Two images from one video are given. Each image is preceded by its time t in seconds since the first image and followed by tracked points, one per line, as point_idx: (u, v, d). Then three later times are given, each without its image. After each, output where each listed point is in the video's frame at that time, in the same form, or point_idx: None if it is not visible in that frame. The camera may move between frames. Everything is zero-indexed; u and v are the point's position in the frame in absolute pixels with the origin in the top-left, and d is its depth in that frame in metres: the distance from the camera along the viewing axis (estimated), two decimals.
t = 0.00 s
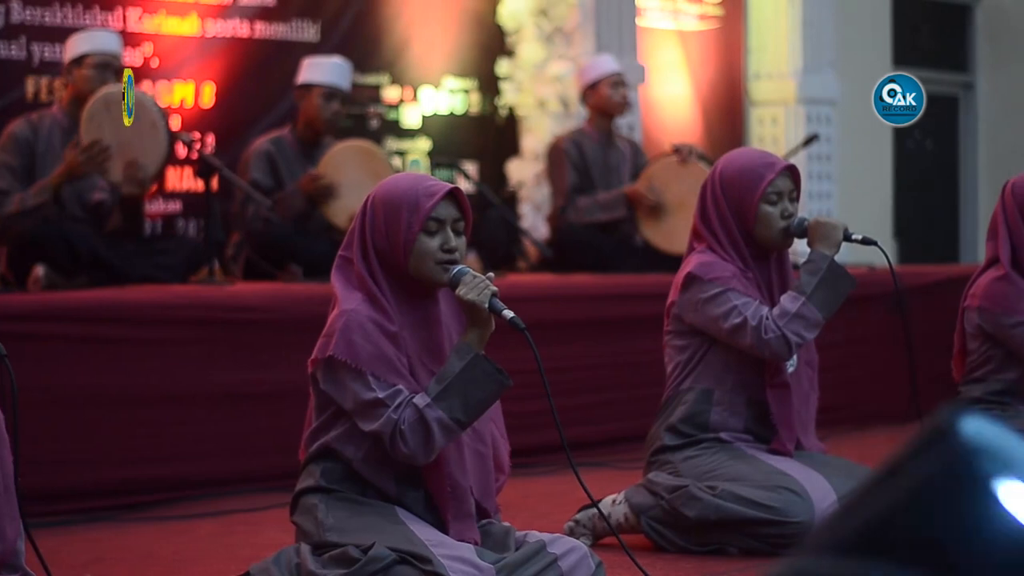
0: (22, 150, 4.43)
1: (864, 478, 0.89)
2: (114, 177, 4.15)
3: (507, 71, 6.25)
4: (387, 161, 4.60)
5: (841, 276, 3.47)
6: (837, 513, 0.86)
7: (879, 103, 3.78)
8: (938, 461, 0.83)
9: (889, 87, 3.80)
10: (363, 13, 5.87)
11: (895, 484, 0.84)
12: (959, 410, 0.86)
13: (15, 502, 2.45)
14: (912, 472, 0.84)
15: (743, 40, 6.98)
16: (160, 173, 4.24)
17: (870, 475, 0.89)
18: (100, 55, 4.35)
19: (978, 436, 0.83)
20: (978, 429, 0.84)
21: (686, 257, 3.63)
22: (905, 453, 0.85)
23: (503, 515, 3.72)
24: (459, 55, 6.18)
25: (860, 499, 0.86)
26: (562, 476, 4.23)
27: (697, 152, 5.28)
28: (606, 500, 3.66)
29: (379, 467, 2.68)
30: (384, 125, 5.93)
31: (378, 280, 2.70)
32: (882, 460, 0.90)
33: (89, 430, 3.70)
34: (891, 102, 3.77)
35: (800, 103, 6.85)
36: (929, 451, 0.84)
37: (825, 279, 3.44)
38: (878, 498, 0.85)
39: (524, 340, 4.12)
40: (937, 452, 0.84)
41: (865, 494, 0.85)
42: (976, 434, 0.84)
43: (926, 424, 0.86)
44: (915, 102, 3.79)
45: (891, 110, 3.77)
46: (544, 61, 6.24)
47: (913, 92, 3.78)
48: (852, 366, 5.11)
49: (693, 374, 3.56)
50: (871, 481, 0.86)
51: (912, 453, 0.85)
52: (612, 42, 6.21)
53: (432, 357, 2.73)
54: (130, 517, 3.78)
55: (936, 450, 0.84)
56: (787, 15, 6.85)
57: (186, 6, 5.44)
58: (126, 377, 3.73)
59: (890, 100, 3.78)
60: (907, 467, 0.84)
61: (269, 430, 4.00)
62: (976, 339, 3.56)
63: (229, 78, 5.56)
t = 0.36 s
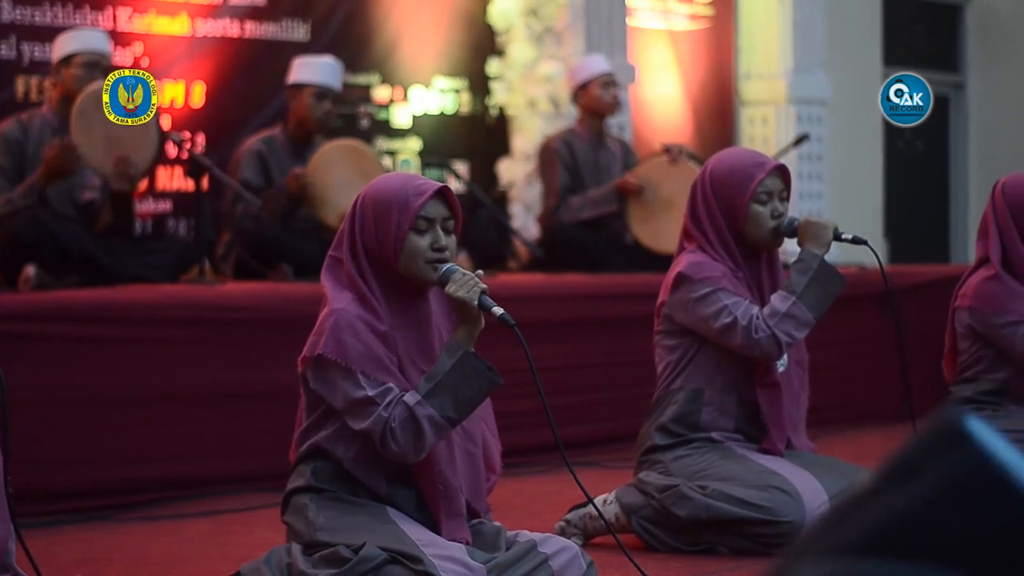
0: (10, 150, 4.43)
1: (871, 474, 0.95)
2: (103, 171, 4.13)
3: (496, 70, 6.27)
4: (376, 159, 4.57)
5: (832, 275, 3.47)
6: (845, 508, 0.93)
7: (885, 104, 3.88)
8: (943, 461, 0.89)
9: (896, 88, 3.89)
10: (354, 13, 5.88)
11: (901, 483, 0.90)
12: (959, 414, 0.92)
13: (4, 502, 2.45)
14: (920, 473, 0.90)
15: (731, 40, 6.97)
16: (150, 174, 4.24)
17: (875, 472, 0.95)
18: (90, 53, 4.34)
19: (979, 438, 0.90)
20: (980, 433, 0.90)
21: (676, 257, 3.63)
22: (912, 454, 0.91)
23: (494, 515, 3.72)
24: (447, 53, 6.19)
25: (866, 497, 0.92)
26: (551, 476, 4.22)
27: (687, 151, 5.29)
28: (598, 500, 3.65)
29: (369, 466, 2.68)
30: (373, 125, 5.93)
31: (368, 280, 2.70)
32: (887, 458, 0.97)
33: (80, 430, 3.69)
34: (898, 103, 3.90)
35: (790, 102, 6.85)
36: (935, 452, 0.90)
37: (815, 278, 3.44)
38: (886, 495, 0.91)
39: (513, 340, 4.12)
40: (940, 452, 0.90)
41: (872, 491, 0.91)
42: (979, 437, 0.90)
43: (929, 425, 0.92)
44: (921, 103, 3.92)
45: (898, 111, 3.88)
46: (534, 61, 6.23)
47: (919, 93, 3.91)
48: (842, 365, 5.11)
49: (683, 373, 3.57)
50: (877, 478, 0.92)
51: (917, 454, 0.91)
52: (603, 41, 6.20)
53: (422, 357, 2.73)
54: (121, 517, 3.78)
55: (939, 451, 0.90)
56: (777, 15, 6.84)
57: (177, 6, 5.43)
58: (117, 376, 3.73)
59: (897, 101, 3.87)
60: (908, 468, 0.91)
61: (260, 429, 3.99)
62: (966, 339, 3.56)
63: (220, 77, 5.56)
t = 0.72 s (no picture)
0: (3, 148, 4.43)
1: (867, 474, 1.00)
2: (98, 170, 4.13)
3: (491, 69, 6.22)
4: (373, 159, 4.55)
5: (825, 274, 3.47)
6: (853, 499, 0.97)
7: (934, 104, 3.96)
8: (957, 461, 0.96)
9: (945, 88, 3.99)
10: (347, 11, 5.88)
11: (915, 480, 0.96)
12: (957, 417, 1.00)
13: None
14: (932, 474, 0.96)
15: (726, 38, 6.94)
16: (145, 172, 4.24)
17: (874, 471, 1.01)
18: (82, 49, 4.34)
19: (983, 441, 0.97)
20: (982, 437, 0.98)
21: (670, 255, 3.63)
22: (924, 454, 0.97)
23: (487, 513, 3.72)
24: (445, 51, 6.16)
25: (883, 491, 0.96)
26: (545, 474, 4.22)
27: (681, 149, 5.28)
28: (593, 498, 3.65)
29: (364, 466, 2.69)
30: (368, 124, 5.96)
31: (362, 278, 2.70)
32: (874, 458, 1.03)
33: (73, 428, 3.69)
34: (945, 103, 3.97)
35: (784, 101, 6.85)
36: (946, 455, 0.97)
37: (809, 276, 3.44)
38: (895, 495, 0.96)
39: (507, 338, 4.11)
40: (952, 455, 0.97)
41: (888, 485, 0.96)
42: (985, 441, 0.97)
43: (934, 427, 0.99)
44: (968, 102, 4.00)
45: (947, 111, 3.95)
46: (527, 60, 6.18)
47: (967, 93, 3.99)
48: (835, 363, 5.11)
49: (677, 371, 3.57)
50: (884, 478, 0.97)
51: (934, 455, 0.97)
52: (596, 39, 6.21)
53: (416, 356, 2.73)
54: (112, 515, 3.77)
55: (952, 454, 0.97)
56: (771, 12, 6.85)
57: (171, 3, 5.43)
58: (109, 375, 3.73)
59: (946, 101, 3.97)
60: (926, 464, 0.97)
61: (252, 427, 3.99)
62: (960, 337, 3.56)
63: (213, 75, 5.56)
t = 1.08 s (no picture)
0: None
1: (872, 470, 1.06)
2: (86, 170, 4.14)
3: (478, 68, 6.22)
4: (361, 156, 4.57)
5: (812, 272, 3.48)
6: (855, 496, 1.02)
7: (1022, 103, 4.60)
8: (958, 464, 1.01)
9: None
10: (333, 10, 5.88)
11: (916, 479, 1.01)
12: (958, 424, 1.05)
13: None
14: (932, 473, 1.01)
15: (714, 36, 6.95)
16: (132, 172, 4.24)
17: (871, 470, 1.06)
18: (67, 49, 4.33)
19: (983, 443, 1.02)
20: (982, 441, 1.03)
21: (656, 254, 3.63)
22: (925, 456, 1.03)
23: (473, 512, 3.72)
24: (434, 51, 6.16)
25: (884, 489, 1.02)
26: (531, 473, 4.22)
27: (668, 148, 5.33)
28: (580, 497, 3.64)
29: (350, 465, 2.68)
30: (356, 123, 5.95)
31: (349, 277, 2.70)
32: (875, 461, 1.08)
33: (58, 428, 3.69)
34: None
35: (771, 99, 6.87)
36: (946, 457, 1.02)
37: (795, 275, 3.45)
38: (900, 494, 1.01)
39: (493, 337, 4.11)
40: (953, 457, 1.02)
41: (890, 484, 1.02)
42: (985, 445, 1.02)
43: (937, 433, 1.05)
44: None
45: None
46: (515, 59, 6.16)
47: None
48: (822, 363, 5.11)
49: (665, 370, 3.57)
50: (888, 477, 1.02)
51: (937, 458, 1.02)
52: (585, 40, 6.29)
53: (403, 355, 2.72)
54: (98, 515, 3.77)
55: (953, 457, 1.02)
56: (758, 9, 6.86)
57: (158, 2, 5.43)
58: (95, 374, 3.72)
59: None
60: (928, 463, 1.02)
61: (238, 427, 3.98)
62: (947, 336, 3.56)
63: (200, 74, 5.56)
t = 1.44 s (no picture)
0: None
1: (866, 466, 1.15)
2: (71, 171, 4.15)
3: (463, 69, 6.24)
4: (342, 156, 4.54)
5: (796, 273, 3.48)
6: (857, 495, 1.11)
7: None
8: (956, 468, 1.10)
9: None
10: (318, 11, 5.87)
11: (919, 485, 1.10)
12: (958, 428, 1.14)
13: None
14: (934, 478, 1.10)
15: (699, 37, 6.95)
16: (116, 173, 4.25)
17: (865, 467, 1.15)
18: (54, 50, 4.36)
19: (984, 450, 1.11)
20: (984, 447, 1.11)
21: (642, 255, 3.63)
22: (927, 460, 1.11)
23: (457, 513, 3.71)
24: (420, 52, 6.16)
25: (886, 489, 1.10)
26: (516, 474, 4.21)
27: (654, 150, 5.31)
28: (565, 498, 3.63)
29: (334, 465, 2.67)
30: (340, 124, 5.93)
31: (333, 278, 2.69)
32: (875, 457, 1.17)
33: (43, 428, 3.68)
34: None
35: (756, 101, 6.87)
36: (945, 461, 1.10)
37: (779, 275, 3.45)
38: (902, 498, 1.10)
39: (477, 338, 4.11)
40: (952, 463, 1.10)
41: (891, 484, 1.10)
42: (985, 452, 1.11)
43: (936, 437, 1.13)
44: None
45: None
46: (498, 60, 6.23)
47: None
48: (807, 363, 5.11)
49: (650, 371, 3.57)
50: (889, 480, 1.10)
51: (936, 459, 1.11)
52: (568, 40, 6.28)
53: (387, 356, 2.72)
54: (83, 515, 3.76)
55: (952, 460, 1.11)
56: (743, 11, 6.85)
57: (142, 3, 5.43)
58: (79, 374, 3.72)
59: None
60: (930, 469, 1.10)
61: (224, 428, 3.98)
62: (930, 338, 3.57)
63: (184, 75, 5.56)
